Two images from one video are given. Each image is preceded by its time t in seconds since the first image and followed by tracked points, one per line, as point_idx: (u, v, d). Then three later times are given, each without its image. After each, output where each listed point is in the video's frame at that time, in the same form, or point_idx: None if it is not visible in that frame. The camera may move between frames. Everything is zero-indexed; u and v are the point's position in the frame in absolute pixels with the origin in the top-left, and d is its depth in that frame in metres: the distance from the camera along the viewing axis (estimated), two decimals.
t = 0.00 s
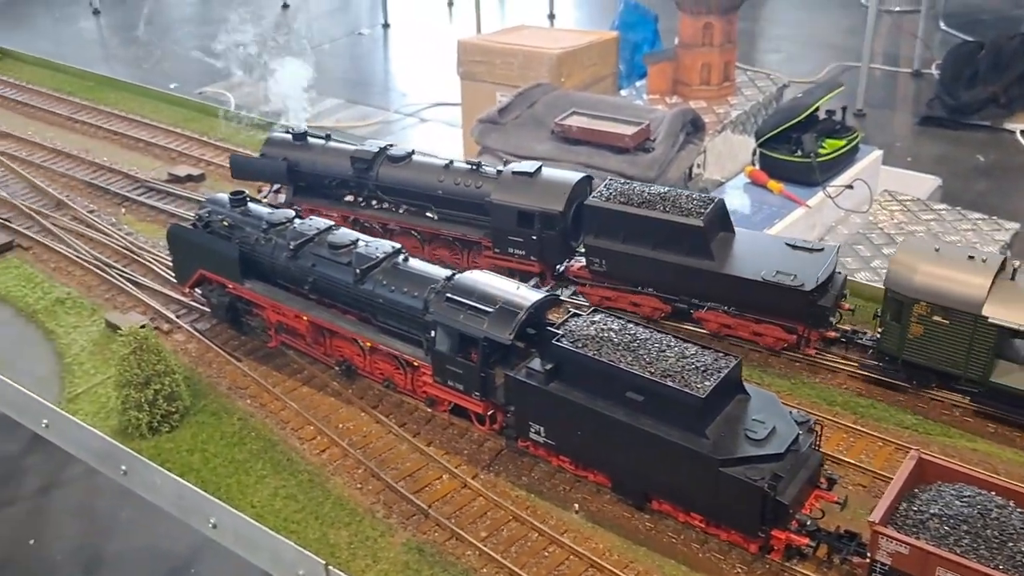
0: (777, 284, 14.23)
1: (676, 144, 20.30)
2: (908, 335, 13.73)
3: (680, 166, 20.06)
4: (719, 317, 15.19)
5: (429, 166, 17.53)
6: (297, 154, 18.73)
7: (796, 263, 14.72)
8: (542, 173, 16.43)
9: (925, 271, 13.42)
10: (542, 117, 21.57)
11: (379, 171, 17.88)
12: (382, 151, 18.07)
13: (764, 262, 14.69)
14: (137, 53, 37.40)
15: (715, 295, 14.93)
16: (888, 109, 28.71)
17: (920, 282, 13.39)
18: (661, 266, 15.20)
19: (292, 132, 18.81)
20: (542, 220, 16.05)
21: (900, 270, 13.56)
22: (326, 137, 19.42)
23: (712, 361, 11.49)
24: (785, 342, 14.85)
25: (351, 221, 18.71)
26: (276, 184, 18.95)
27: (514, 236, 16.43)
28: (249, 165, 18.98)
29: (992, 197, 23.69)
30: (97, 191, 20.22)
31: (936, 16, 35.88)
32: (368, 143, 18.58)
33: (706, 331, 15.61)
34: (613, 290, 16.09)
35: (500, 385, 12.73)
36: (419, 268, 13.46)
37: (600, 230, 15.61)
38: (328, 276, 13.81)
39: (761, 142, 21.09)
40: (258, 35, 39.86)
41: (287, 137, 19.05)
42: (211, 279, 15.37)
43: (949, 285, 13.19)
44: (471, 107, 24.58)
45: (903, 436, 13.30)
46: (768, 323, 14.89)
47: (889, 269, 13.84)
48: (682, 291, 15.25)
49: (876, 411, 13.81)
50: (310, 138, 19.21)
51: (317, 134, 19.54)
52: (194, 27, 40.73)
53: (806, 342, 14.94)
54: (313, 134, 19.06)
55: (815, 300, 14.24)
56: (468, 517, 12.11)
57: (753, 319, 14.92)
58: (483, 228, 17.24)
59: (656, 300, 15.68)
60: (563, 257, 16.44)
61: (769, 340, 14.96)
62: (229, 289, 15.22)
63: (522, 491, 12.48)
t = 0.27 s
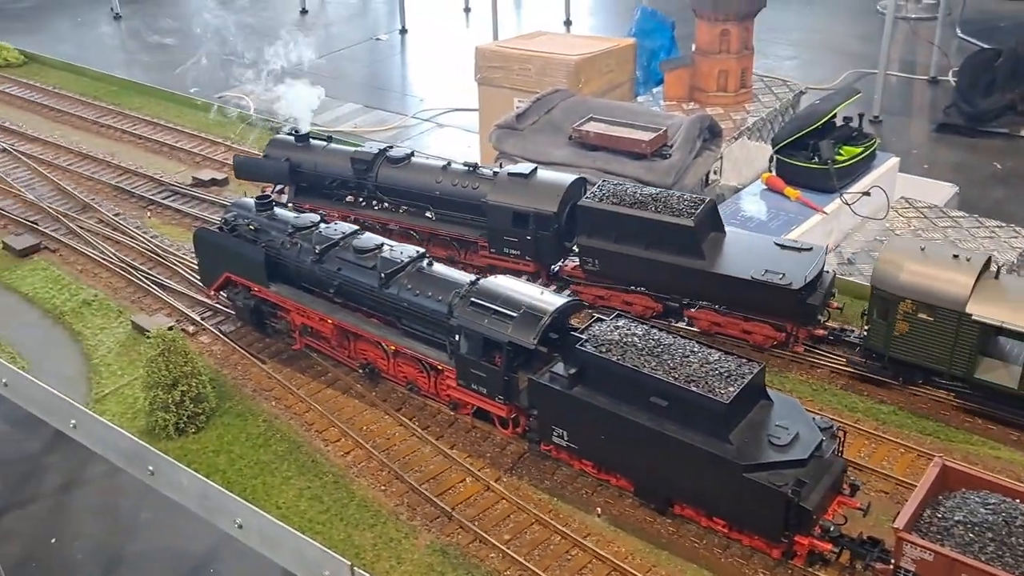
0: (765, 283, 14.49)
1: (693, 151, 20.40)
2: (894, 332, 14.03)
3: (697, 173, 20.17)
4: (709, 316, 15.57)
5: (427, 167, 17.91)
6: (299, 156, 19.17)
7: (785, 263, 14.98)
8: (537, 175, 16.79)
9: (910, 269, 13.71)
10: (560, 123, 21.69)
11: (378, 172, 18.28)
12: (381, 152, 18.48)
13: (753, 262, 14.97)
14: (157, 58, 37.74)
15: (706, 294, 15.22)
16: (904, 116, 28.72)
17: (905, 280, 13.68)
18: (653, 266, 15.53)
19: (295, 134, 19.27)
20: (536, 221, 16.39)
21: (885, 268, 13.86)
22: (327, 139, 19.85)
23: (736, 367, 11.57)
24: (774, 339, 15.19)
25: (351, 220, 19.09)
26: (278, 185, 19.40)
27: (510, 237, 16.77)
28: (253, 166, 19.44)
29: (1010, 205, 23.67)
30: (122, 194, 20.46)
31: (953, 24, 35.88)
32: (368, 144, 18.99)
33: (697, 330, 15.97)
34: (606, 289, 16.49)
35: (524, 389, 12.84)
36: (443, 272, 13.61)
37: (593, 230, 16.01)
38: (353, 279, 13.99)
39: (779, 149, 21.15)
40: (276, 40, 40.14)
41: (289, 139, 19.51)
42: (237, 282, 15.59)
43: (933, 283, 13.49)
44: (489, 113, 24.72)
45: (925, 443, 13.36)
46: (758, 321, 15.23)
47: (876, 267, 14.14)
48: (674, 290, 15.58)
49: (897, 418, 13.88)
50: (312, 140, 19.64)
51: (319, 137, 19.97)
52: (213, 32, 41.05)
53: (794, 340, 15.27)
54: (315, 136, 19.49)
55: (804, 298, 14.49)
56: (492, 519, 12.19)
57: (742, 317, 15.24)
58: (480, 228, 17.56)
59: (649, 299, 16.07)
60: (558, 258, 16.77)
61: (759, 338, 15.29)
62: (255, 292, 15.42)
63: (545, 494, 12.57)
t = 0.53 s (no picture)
0: (753, 283, 14.73)
1: (710, 156, 20.43)
2: (880, 331, 14.29)
3: (714, 179, 20.19)
4: (700, 315, 15.83)
5: (424, 167, 18.23)
6: (300, 155, 19.48)
7: (774, 263, 15.21)
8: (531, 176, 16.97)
9: (897, 270, 13.99)
10: (577, 128, 21.75)
11: (376, 172, 18.58)
12: (379, 153, 18.81)
13: (743, 262, 15.21)
14: (177, 60, 38.00)
15: (696, 293, 15.46)
16: (922, 124, 28.64)
17: (892, 280, 13.96)
18: (644, 265, 15.76)
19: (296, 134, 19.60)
20: (530, 222, 16.58)
21: (873, 269, 14.13)
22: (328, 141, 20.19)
23: (759, 375, 11.58)
24: (763, 339, 15.40)
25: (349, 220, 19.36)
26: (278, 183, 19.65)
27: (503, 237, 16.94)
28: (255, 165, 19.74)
29: None
30: (145, 197, 20.64)
31: (971, 31, 35.77)
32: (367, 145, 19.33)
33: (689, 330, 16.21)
34: (599, 289, 16.79)
35: (545, 394, 12.88)
36: (465, 277, 13.68)
37: (586, 231, 16.25)
38: (375, 283, 14.08)
39: (797, 156, 21.13)
40: (294, 43, 40.33)
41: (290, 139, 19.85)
42: (260, 285, 15.71)
43: (920, 283, 13.75)
44: (506, 117, 24.81)
45: (946, 452, 13.35)
46: (747, 320, 15.45)
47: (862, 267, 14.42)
48: (664, 290, 15.83)
49: (919, 427, 13.87)
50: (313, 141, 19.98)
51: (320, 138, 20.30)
52: (231, 35, 41.30)
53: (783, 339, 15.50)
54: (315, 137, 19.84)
55: (792, 299, 14.71)
56: (512, 524, 12.23)
57: (732, 317, 15.46)
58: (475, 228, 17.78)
59: (640, 299, 16.33)
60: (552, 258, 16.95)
61: (748, 337, 15.50)
62: (277, 295, 15.53)
63: (566, 499, 12.60)
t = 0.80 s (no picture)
0: (742, 282, 14.92)
1: (728, 161, 20.38)
2: (868, 330, 14.46)
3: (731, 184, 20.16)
4: (690, 314, 16.00)
5: (421, 167, 18.46)
6: (301, 154, 19.60)
7: (763, 263, 15.39)
8: (526, 176, 17.22)
9: (883, 268, 14.24)
10: (594, 132, 21.75)
11: (375, 171, 18.72)
12: (378, 152, 19.00)
13: (732, 261, 15.40)
14: (195, 62, 38.19)
15: (686, 293, 15.67)
16: (941, 130, 28.52)
17: (878, 279, 14.19)
18: (635, 264, 15.97)
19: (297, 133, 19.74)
20: (523, 221, 16.85)
21: (860, 268, 14.37)
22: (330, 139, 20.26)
23: (779, 381, 11.56)
24: (752, 337, 15.56)
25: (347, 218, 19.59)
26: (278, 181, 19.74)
27: (497, 235, 17.25)
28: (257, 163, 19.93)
29: None
30: (165, 197, 20.78)
31: (989, 38, 35.61)
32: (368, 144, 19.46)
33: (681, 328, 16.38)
34: (592, 287, 16.99)
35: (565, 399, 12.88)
36: (485, 280, 13.72)
37: (578, 230, 16.45)
38: (395, 286, 14.13)
39: (815, 162, 21.06)
40: (311, 46, 40.50)
41: (292, 138, 19.98)
42: (280, 286, 15.80)
43: (905, 282, 14.00)
44: (523, 121, 24.87)
45: (967, 460, 13.29)
46: (737, 319, 15.61)
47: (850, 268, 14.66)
48: (654, 288, 16.04)
49: (939, 435, 13.82)
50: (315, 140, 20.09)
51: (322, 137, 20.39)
52: (248, 37, 41.51)
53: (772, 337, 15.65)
54: (315, 135, 19.97)
55: (780, 299, 14.93)
56: (530, 528, 12.22)
57: (722, 315, 15.65)
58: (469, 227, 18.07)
59: (632, 297, 16.54)
60: (544, 256, 17.23)
61: (738, 336, 15.67)
62: (297, 297, 15.60)
63: (584, 504, 12.60)
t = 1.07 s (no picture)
0: (728, 278, 15.04)
1: (744, 165, 20.33)
2: (852, 326, 14.55)
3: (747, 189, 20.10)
4: (677, 310, 16.21)
5: (416, 164, 18.36)
6: (299, 150, 19.65)
7: (750, 260, 15.54)
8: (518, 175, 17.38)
9: (867, 265, 14.36)
10: (610, 135, 21.73)
11: (371, 167, 18.70)
12: (375, 149, 18.95)
13: (719, 259, 15.56)
14: (212, 62, 38.32)
15: (673, 288, 15.79)
16: (959, 136, 28.37)
17: (862, 276, 14.32)
18: (623, 260, 16.12)
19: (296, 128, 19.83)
20: (514, 218, 16.98)
21: (843, 265, 14.50)
22: (328, 135, 20.30)
23: (797, 386, 11.52)
24: (739, 334, 15.72)
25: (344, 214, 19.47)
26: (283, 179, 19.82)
27: (488, 232, 17.40)
28: (255, 159, 20.02)
29: None
30: (183, 197, 20.88)
31: (1007, 43, 35.41)
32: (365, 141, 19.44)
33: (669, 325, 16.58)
34: (581, 284, 17.21)
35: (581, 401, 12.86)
36: (502, 282, 13.72)
37: (568, 227, 16.64)
38: (411, 287, 14.16)
39: (832, 167, 20.97)
40: (328, 47, 40.61)
41: (291, 135, 20.06)
42: (297, 286, 15.85)
43: (887, 279, 14.11)
44: (539, 123, 24.82)
45: (984, 468, 13.21)
46: (723, 316, 15.79)
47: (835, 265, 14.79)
48: (643, 285, 16.18)
49: (957, 442, 13.74)
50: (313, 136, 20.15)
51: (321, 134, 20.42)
52: (265, 38, 41.66)
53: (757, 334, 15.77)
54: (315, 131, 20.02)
55: (766, 294, 14.99)
56: (545, 530, 12.21)
57: (709, 312, 15.83)
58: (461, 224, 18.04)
59: (620, 293, 16.74)
60: (534, 254, 17.40)
61: (724, 332, 15.84)
62: (314, 297, 15.65)
63: (599, 507, 12.58)
